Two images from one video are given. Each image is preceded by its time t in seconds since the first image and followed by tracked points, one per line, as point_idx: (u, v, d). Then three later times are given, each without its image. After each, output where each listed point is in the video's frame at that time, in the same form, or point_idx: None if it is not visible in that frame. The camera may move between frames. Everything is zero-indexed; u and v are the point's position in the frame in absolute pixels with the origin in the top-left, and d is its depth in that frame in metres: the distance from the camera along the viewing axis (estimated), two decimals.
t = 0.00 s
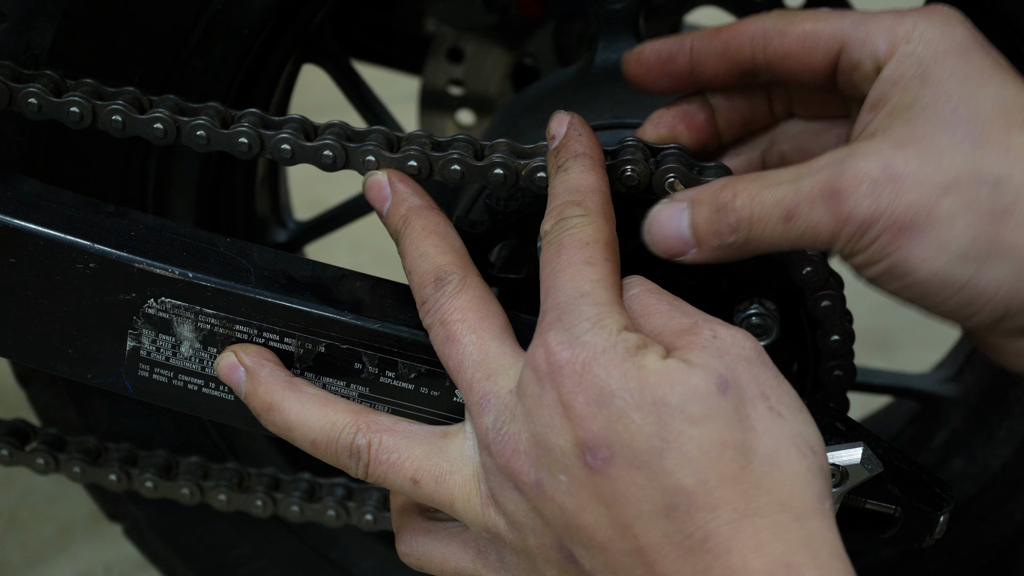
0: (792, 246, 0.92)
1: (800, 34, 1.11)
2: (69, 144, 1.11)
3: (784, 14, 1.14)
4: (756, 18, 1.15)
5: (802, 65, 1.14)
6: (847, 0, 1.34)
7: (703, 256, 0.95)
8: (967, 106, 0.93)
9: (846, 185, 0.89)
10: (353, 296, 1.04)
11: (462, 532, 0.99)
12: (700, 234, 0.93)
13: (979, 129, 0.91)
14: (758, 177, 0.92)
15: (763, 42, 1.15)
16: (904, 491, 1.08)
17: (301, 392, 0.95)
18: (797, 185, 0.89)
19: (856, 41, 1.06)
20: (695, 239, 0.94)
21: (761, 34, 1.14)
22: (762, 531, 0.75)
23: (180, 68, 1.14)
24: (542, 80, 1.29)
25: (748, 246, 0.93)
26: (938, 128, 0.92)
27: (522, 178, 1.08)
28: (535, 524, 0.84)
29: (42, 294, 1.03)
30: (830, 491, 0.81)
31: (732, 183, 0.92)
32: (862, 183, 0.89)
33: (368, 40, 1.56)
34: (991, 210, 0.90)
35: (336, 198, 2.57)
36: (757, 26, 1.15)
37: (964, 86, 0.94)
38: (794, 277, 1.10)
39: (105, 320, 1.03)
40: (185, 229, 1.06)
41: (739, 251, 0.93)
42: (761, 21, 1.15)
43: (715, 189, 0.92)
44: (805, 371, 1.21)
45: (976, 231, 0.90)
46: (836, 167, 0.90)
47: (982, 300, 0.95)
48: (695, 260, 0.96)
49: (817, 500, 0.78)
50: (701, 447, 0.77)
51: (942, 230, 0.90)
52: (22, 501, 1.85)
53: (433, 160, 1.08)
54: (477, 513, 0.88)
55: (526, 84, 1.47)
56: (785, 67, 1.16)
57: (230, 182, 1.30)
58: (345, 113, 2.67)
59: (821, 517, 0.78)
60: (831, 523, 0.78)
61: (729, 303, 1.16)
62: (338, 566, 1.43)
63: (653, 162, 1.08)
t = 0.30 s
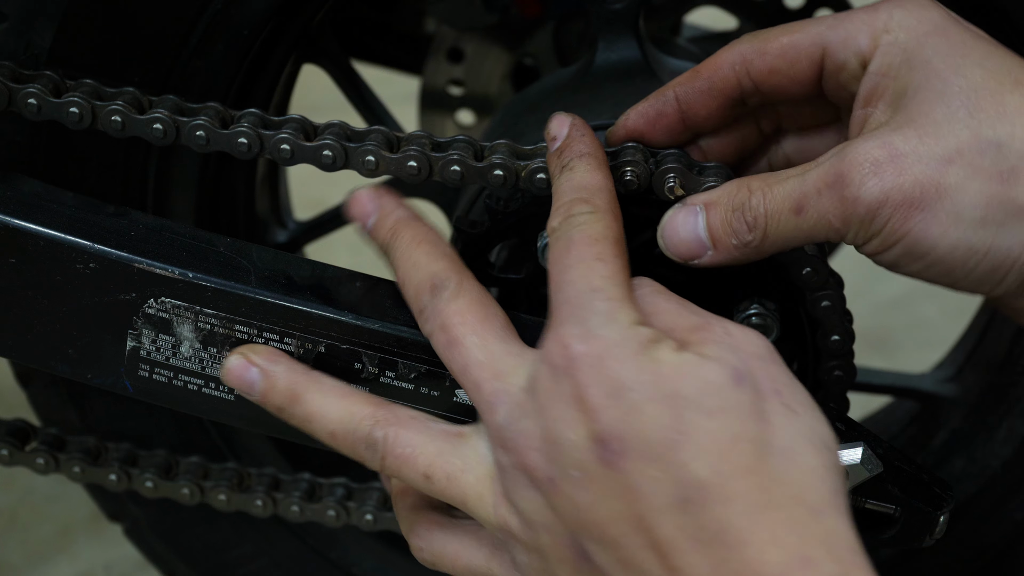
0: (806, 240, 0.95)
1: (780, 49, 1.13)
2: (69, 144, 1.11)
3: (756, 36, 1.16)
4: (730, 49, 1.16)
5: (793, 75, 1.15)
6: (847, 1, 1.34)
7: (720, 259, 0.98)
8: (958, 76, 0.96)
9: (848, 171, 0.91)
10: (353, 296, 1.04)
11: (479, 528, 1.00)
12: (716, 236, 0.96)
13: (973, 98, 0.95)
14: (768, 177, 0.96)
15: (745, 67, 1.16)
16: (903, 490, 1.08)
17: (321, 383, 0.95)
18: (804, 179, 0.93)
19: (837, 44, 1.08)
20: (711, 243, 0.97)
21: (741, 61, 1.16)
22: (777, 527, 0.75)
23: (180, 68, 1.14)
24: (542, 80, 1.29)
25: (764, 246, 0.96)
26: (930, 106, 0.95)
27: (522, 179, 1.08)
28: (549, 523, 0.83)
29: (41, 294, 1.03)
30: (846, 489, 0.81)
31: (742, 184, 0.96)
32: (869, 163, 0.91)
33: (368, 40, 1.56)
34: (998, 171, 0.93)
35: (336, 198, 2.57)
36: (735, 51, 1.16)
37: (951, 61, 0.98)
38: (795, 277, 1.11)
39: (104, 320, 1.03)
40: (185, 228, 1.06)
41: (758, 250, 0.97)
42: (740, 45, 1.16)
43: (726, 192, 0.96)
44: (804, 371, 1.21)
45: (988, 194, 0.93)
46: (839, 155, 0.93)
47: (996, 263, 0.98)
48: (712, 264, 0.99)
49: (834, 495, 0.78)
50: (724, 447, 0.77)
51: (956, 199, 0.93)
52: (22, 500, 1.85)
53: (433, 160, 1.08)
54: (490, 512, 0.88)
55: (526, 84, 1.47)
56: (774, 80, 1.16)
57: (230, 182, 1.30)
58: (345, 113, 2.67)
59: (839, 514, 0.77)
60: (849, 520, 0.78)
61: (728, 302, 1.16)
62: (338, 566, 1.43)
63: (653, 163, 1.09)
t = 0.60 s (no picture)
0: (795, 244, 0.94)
1: (784, 54, 1.09)
2: (69, 145, 1.11)
3: (757, 33, 1.12)
4: (735, 46, 1.13)
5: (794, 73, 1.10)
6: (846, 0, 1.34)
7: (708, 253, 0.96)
8: (967, 93, 0.92)
9: (852, 204, 0.92)
10: (352, 296, 1.04)
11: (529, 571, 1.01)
12: (704, 236, 0.93)
13: (985, 116, 0.92)
14: (762, 180, 0.93)
15: (748, 66, 1.13)
16: (903, 490, 1.09)
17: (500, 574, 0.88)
18: (804, 196, 0.91)
19: (841, 44, 1.02)
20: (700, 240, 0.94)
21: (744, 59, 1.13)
22: None
23: (180, 68, 1.14)
24: (542, 79, 1.29)
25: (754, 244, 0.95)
26: (943, 125, 0.92)
27: (522, 178, 1.08)
28: None
29: (41, 294, 1.03)
30: None
31: (735, 181, 0.93)
32: (873, 202, 0.92)
33: (368, 40, 1.56)
34: (999, 215, 0.95)
35: (336, 198, 2.57)
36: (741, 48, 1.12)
37: (965, 63, 0.93)
38: (794, 277, 1.11)
39: (104, 321, 1.03)
40: (185, 228, 1.06)
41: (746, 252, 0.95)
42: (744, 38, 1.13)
43: (720, 186, 0.93)
44: (805, 371, 1.23)
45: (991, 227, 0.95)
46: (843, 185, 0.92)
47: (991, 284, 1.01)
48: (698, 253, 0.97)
49: None
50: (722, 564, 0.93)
51: (955, 238, 0.95)
52: (21, 500, 1.85)
53: (432, 160, 1.08)
54: None
55: (525, 84, 1.47)
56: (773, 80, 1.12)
57: (230, 182, 1.30)
58: (344, 113, 2.67)
59: None
60: None
61: (729, 302, 1.18)
62: (338, 566, 1.43)
63: (652, 163, 1.08)
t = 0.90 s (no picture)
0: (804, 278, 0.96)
1: (757, 75, 1.03)
2: (69, 145, 1.11)
3: (741, 49, 1.05)
4: (713, 62, 1.07)
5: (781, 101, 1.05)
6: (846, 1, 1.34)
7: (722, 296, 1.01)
8: (941, 111, 0.89)
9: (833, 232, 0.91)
10: (353, 296, 1.04)
11: None
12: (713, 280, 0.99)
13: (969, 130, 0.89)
14: (755, 220, 0.95)
15: (725, 82, 1.06)
16: (904, 491, 1.09)
17: None
18: (792, 231, 0.92)
19: (811, 72, 0.98)
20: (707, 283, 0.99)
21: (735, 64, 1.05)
22: None
23: (180, 68, 1.14)
24: (543, 80, 1.29)
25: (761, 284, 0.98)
26: (925, 147, 0.89)
27: (522, 178, 1.08)
28: None
29: (41, 294, 1.03)
30: None
31: (728, 225, 0.97)
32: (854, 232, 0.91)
33: (368, 40, 1.56)
34: (985, 228, 0.91)
35: (336, 198, 2.57)
36: (727, 55, 1.06)
37: (949, 79, 0.89)
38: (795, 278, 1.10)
39: (104, 321, 1.03)
40: (185, 229, 1.06)
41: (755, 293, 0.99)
42: (743, 39, 1.06)
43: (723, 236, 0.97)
44: (806, 371, 1.23)
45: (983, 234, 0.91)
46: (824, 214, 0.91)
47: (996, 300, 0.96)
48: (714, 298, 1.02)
49: None
50: None
51: (944, 257, 0.92)
52: (21, 501, 1.85)
53: (432, 159, 1.08)
54: None
55: (525, 84, 1.47)
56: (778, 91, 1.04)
57: (230, 182, 1.30)
58: (345, 114, 2.67)
59: None
60: None
61: (729, 302, 1.17)
62: (339, 566, 1.43)
63: (652, 163, 1.08)
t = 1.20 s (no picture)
0: (824, 207, 0.96)
1: (744, 36, 1.15)
2: (69, 145, 1.11)
3: (722, 25, 1.17)
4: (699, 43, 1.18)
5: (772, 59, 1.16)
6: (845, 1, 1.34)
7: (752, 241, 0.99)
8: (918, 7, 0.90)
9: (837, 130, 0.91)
10: (353, 296, 1.04)
11: None
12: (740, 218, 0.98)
13: (948, 22, 0.89)
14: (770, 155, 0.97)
15: (713, 57, 1.17)
16: (904, 491, 1.08)
17: None
18: (796, 153, 0.95)
19: (795, 19, 1.09)
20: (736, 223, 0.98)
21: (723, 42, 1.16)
22: None
23: (180, 69, 1.14)
24: (542, 80, 1.29)
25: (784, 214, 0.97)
26: (906, 39, 0.90)
27: (522, 178, 1.08)
28: None
29: (41, 294, 1.03)
30: None
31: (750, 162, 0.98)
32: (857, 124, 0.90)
33: (368, 40, 1.56)
34: (975, 99, 0.88)
35: (336, 198, 2.57)
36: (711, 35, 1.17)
37: None
38: (795, 279, 1.10)
39: (104, 320, 1.03)
40: (185, 228, 1.06)
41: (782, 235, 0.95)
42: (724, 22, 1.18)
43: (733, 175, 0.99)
44: (805, 371, 1.23)
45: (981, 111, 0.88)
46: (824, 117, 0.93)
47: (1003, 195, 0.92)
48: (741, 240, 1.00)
49: None
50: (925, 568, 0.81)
51: (937, 140, 0.89)
52: (21, 501, 1.84)
53: (432, 159, 1.08)
54: None
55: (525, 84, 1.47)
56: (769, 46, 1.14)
57: (230, 182, 1.30)
58: (345, 114, 2.67)
59: None
60: None
61: (729, 302, 1.17)
62: (339, 566, 1.43)
63: (652, 162, 1.08)
